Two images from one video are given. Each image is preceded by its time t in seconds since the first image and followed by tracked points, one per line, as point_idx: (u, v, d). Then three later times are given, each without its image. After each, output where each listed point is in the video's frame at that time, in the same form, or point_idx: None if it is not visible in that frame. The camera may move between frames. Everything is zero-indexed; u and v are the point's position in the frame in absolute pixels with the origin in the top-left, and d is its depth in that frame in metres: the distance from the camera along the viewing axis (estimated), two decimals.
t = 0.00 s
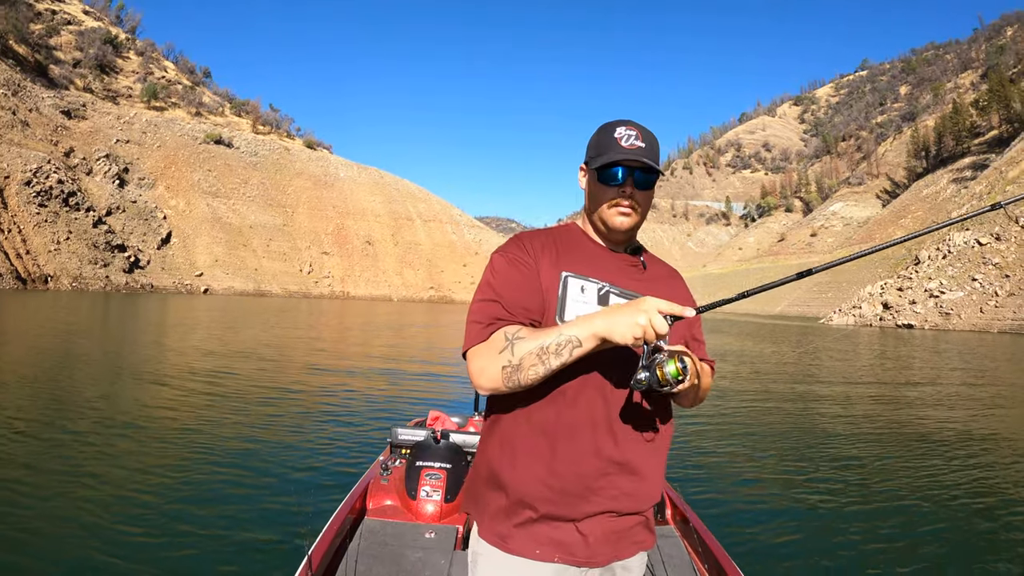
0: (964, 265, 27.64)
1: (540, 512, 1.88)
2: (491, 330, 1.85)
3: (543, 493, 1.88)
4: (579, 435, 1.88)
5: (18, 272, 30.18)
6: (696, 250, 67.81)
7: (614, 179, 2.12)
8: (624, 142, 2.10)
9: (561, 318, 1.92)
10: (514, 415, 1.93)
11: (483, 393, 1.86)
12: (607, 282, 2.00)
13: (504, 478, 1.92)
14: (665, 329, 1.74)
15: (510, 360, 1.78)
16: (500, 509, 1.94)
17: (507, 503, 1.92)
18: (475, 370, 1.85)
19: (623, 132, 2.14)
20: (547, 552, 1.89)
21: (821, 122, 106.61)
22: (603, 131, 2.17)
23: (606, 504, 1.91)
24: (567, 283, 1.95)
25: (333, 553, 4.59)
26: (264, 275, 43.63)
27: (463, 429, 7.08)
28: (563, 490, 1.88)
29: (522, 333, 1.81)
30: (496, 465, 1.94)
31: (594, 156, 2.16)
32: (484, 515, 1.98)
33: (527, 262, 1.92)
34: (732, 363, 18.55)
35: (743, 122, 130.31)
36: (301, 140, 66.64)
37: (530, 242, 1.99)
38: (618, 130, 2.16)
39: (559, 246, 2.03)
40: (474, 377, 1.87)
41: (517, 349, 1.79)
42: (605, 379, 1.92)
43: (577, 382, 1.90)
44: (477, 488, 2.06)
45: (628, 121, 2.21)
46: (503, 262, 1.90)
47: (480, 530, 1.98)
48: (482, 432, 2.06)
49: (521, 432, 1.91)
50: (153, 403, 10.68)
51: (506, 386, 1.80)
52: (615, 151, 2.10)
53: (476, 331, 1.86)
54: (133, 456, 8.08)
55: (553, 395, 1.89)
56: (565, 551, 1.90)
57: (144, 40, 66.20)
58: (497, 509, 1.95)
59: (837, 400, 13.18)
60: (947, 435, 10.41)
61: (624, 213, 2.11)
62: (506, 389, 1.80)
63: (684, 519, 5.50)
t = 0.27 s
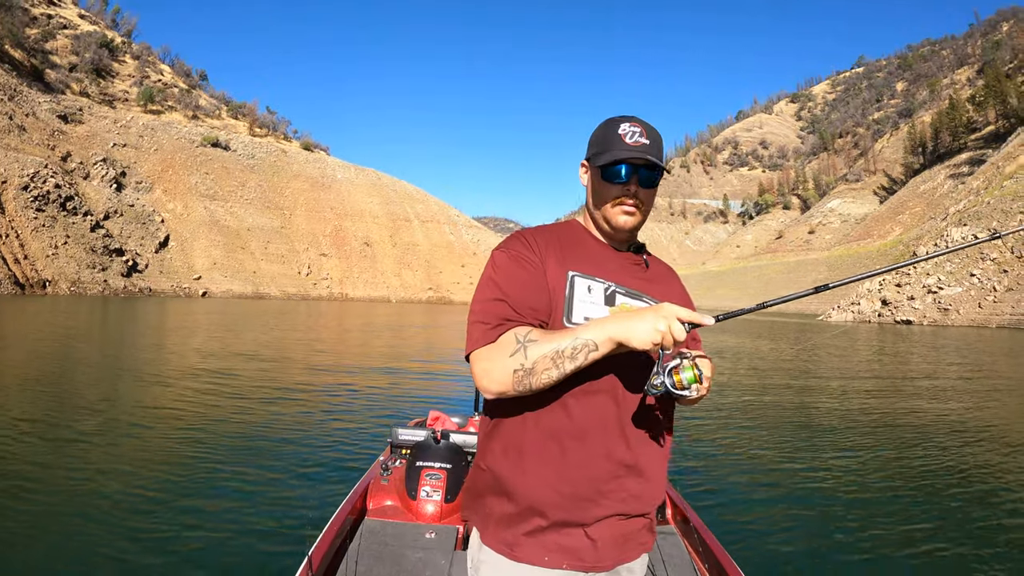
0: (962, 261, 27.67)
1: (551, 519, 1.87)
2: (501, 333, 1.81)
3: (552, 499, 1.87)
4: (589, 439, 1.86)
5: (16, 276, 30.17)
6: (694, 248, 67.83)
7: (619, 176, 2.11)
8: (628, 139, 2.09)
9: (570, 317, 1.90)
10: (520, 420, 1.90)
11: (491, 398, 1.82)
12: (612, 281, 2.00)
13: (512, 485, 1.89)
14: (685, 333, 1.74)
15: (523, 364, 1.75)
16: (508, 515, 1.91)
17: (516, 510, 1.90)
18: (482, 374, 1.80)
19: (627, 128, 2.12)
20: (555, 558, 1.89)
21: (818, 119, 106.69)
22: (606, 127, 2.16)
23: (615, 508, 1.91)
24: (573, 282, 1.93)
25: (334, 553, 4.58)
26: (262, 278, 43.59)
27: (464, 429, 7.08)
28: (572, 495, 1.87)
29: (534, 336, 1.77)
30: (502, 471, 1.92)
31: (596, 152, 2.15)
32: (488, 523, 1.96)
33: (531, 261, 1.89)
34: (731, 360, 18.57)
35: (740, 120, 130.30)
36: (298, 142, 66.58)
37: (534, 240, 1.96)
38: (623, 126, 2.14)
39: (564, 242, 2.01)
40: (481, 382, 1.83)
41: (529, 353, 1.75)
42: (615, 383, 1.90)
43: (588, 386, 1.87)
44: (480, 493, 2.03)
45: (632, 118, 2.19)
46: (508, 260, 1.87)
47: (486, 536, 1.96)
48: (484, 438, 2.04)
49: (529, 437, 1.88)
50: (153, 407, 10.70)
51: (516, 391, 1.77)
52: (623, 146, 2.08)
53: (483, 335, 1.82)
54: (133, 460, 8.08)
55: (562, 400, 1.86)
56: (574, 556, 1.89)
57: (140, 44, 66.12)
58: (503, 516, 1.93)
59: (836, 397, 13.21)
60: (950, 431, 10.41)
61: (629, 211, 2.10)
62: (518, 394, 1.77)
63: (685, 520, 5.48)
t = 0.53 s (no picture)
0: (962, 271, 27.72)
1: (573, 521, 1.82)
2: (530, 334, 1.74)
3: (573, 502, 1.82)
4: (614, 440, 1.82)
5: (15, 264, 30.16)
6: (694, 252, 67.87)
7: (646, 177, 2.05)
8: (656, 140, 2.03)
9: (596, 318, 1.86)
10: (542, 421, 1.84)
11: (517, 400, 1.75)
12: (636, 282, 1.96)
13: (533, 488, 1.83)
14: (715, 339, 1.75)
15: (554, 367, 1.69)
16: (526, 520, 1.85)
17: (535, 514, 1.84)
18: (508, 375, 1.73)
19: (654, 127, 2.07)
20: (574, 560, 1.84)
21: (821, 127, 106.80)
22: (632, 125, 2.09)
23: (636, 511, 1.87)
24: (601, 284, 1.88)
25: (333, 553, 4.69)
26: (261, 272, 43.56)
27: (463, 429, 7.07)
28: (596, 498, 1.82)
29: (564, 339, 1.72)
30: (522, 474, 1.86)
31: (621, 151, 2.09)
32: (504, 526, 1.90)
33: (558, 260, 1.82)
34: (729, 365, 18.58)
35: (743, 126, 130.39)
36: (300, 137, 66.56)
37: (559, 237, 1.89)
38: (651, 126, 2.08)
39: (589, 242, 1.95)
40: (505, 383, 1.76)
41: (560, 355, 1.69)
42: (639, 384, 1.87)
43: (612, 388, 1.84)
44: (493, 495, 1.97)
45: (657, 118, 2.12)
46: (534, 258, 1.80)
47: (501, 540, 1.90)
48: (498, 439, 1.97)
49: (551, 440, 1.82)
50: (152, 398, 10.70)
51: (545, 394, 1.71)
52: (650, 146, 2.02)
53: (510, 335, 1.74)
54: (131, 451, 8.08)
55: (587, 401, 1.82)
56: (594, 560, 1.85)
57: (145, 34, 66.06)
58: (521, 520, 1.87)
59: (834, 404, 13.20)
60: (949, 441, 10.40)
61: (653, 213, 2.06)
62: (547, 396, 1.71)
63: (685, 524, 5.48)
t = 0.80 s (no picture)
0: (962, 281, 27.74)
1: (587, 522, 1.79)
2: (552, 335, 1.70)
3: (591, 504, 1.79)
4: (632, 442, 1.80)
5: (15, 253, 30.14)
6: (694, 257, 67.89)
7: (666, 178, 2.02)
8: (676, 142, 2.02)
9: (616, 319, 1.84)
10: (558, 422, 1.81)
11: (535, 401, 1.71)
12: (653, 283, 1.95)
13: (548, 489, 1.81)
14: (735, 341, 1.77)
15: (578, 368, 1.66)
16: (541, 522, 1.82)
17: (550, 516, 1.81)
18: (529, 376, 1.70)
19: (675, 128, 2.04)
20: (588, 564, 1.81)
21: (824, 134, 106.88)
22: (650, 126, 2.07)
23: (650, 512, 1.85)
24: (618, 282, 1.87)
25: (330, 555, 4.76)
26: (261, 266, 43.54)
27: (463, 429, 7.07)
28: (611, 500, 1.80)
29: (588, 340, 1.69)
30: (536, 477, 1.83)
31: (640, 150, 2.06)
32: (516, 528, 1.86)
33: (579, 261, 1.79)
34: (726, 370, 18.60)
35: (746, 131, 130.43)
36: (303, 132, 66.52)
37: (578, 237, 1.87)
38: (669, 126, 2.06)
39: (608, 243, 1.92)
40: (524, 384, 1.72)
41: (585, 357, 1.66)
42: (658, 386, 1.85)
43: (631, 390, 1.82)
44: (505, 496, 1.93)
45: (676, 119, 2.10)
46: (555, 257, 1.77)
47: (512, 543, 1.86)
48: (510, 440, 1.94)
49: (569, 442, 1.79)
50: (151, 391, 10.67)
51: (567, 395, 1.68)
52: (670, 147, 2.00)
53: (532, 335, 1.70)
54: (129, 444, 8.06)
55: (607, 402, 1.79)
56: (608, 562, 1.82)
57: (150, 26, 65.99)
58: (534, 522, 1.84)
59: (831, 412, 13.20)
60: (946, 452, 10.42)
61: (669, 214, 2.05)
62: (569, 397, 1.68)
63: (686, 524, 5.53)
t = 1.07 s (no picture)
0: (960, 280, 27.77)
1: (587, 525, 1.79)
2: (557, 336, 1.70)
3: (591, 507, 1.79)
4: (634, 444, 1.80)
5: (14, 254, 30.14)
6: (693, 257, 67.93)
7: (667, 175, 2.03)
8: (680, 137, 2.01)
9: (619, 320, 1.84)
10: (560, 423, 1.81)
11: (539, 403, 1.70)
12: (655, 284, 1.96)
13: (548, 492, 1.80)
14: (737, 345, 1.79)
15: (585, 370, 1.66)
16: (541, 524, 1.82)
17: (549, 518, 1.81)
18: (533, 378, 1.69)
19: (676, 124, 2.04)
20: (587, 566, 1.80)
21: (822, 134, 106.97)
22: (651, 122, 2.07)
23: (651, 516, 1.85)
24: (621, 283, 1.87)
25: (331, 555, 4.75)
26: (260, 267, 43.52)
27: (463, 430, 7.07)
28: (613, 503, 1.79)
29: (594, 342, 1.68)
30: (536, 478, 1.83)
31: (640, 147, 2.06)
32: (516, 529, 1.86)
33: (582, 261, 1.79)
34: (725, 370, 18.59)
35: (745, 131, 130.56)
36: (301, 133, 66.49)
37: (580, 236, 1.87)
38: (672, 125, 2.06)
39: (609, 242, 1.92)
40: (528, 385, 1.71)
41: (592, 359, 1.66)
42: (661, 388, 1.86)
43: (635, 392, 1.82)
44: (503, 498, 1.93)
45: (681, 117, 2.10)
46: (558, 257, 1.77)
47: (511, 544, 1.86)
48: (510, 441, 1.94)
49: (570, 443, 1.79)
50: (149, 392, 10.65)
51: (572, 397, 1.68)
52: (671, 145, 2.00)
53: (536, 337, 1.69)
54: (128, 445, 8.04)
55: (608, 406, 1.79)
56: (608, 565, 1.81)
57: (148, 27, 65.94)
58: (533, 525, 1.83)
59: (830, 412, 13.19)
60: (946, 450, 10.40)
61: (670, 213, 2.05)
62: (575, 399, 1.67)
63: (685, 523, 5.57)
